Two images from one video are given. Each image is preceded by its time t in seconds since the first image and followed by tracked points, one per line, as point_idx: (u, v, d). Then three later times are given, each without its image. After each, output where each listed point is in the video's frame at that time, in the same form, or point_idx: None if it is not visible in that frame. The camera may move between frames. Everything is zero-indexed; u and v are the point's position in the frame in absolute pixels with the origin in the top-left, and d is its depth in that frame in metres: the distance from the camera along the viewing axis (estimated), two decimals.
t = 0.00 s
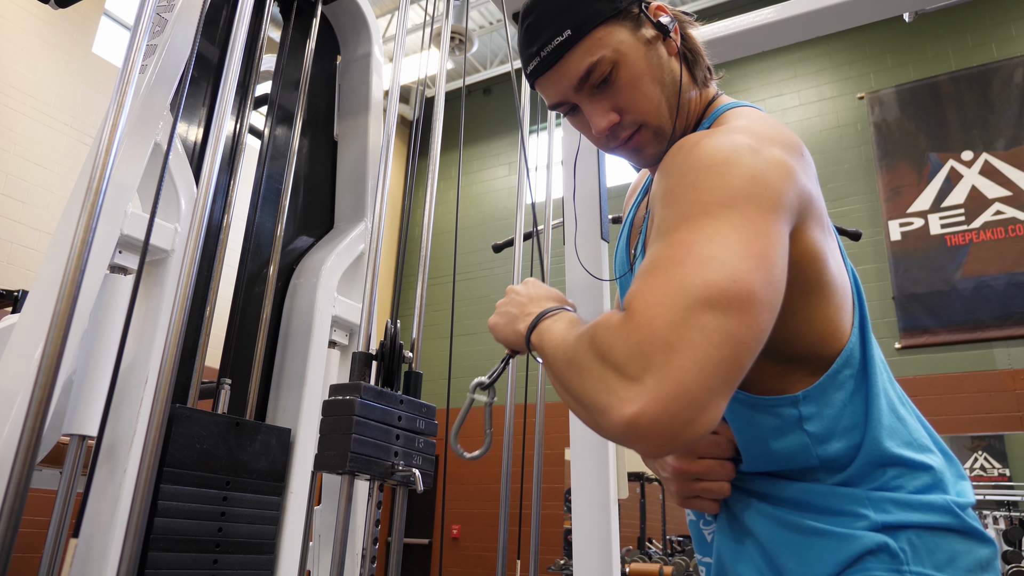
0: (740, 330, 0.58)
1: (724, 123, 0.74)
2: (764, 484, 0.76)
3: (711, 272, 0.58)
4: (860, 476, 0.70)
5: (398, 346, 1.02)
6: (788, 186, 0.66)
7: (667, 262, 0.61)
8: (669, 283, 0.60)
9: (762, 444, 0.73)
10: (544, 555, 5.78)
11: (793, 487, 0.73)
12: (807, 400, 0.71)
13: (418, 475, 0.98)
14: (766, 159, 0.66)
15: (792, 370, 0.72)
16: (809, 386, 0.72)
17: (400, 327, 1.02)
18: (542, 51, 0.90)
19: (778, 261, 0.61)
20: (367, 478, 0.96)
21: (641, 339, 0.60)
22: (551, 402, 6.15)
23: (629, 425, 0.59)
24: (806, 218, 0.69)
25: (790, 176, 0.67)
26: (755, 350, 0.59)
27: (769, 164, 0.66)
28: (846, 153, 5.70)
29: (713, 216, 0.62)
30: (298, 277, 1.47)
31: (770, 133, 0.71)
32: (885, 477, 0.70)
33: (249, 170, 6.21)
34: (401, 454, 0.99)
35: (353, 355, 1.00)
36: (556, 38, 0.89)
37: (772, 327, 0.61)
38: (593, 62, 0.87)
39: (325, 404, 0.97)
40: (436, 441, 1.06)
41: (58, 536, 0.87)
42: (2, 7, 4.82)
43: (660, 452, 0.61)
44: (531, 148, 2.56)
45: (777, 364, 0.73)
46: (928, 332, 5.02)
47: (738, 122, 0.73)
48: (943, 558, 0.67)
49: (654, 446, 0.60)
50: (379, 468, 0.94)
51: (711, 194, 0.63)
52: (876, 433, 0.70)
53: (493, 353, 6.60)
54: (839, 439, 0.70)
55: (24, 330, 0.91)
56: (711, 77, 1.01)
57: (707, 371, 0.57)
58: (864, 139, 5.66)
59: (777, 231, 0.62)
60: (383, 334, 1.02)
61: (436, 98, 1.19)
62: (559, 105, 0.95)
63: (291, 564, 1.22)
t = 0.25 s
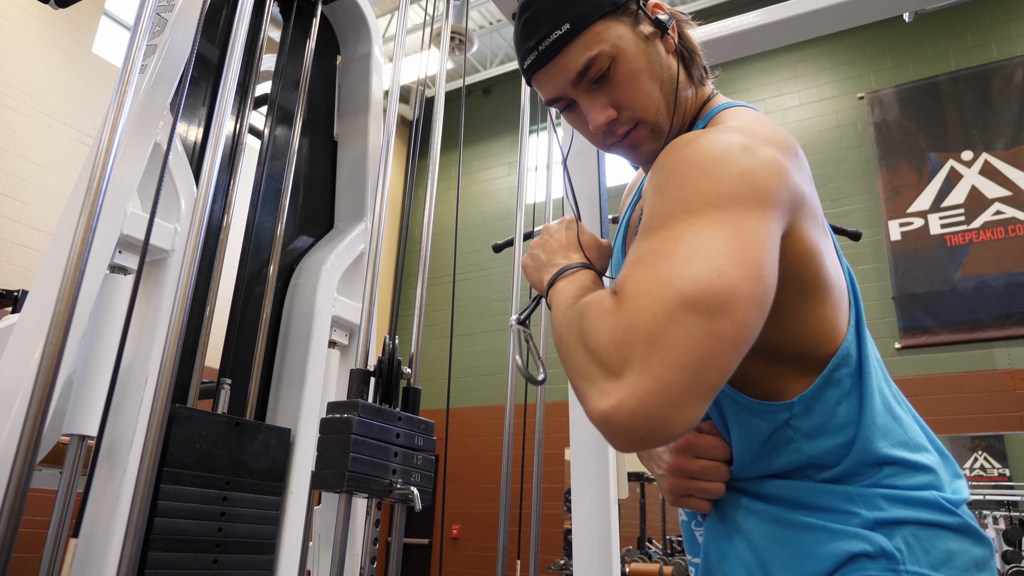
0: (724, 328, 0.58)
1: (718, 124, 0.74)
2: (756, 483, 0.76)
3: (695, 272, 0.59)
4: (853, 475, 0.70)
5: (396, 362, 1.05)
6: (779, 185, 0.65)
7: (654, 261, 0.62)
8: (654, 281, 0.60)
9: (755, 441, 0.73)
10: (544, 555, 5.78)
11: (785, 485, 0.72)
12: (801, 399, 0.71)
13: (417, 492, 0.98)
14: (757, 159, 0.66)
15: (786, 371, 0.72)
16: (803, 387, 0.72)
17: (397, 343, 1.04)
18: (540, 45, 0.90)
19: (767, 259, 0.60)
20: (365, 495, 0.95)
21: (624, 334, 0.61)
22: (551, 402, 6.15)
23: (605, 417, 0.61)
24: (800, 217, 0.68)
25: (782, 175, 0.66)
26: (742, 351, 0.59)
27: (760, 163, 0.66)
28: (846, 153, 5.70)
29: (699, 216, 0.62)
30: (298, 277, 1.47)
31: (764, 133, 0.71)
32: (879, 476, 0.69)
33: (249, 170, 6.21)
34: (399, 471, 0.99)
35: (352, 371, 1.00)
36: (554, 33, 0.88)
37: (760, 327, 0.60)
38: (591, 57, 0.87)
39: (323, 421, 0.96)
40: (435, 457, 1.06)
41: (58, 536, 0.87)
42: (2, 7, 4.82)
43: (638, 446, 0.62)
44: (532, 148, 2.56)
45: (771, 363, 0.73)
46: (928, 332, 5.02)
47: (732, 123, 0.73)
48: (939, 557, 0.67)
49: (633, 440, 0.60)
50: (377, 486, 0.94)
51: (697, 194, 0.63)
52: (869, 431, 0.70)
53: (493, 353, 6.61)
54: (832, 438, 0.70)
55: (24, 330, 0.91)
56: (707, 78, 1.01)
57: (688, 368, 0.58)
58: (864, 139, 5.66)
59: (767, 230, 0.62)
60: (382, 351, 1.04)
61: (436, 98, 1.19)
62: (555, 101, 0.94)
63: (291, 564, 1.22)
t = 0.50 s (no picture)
0: (718, 328, 0.58)
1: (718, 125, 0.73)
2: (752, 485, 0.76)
3: (687, 274, 0.59)
4: (850, 475, 0.70)
5: (397, 364, 1.05)
6: (776, 186, 0.65)
7: (648, 262, 0.62)
8: (646, 282, 0.60)
9: (751, 440, 0.73)
10: (544, 555, 5.78)
11: (782, 485, 0.72)
12: (797, 399, 0.71)
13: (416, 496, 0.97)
14: (755, 158, 0.66)
15: (783, 371, 0.72)
16: (801, 387, 0.72)
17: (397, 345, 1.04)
18: (545, 39, 0.90)
19: (762, 260, 0.60)
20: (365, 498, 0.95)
21: (615, 333, 0.61)
22: (551, 402, 6.14)
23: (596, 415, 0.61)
24: (799, 217, 0.68)
25: (779, 175, 0.66)
26: (735, 351, 0.59)
27: (758, 164, 0.65)
28: (846, 154, 5.70)
29: (693, 217, 0.62)
30: (298, 277, 1.47)
31: (762, 133, 0.70)
32: (875, 475, 0.69)
33: (249, 171, 6.22)
34: (398, 474, 0.98)
35: (351, 375, 0.99)
36: (558, 27, 0.88)
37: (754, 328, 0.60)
38: (594, 52, 0.87)
39: (322, 424, 0.96)
40: (435, 459, 1.06)
41: (58, 536, 0.87)
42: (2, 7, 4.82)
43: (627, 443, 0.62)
44: (533, 148, 2.56)
45: (768, 364, 0.73)
46: (928, 332, 5.02)
47: (732, 123, 0.72)
48: (937, 558, 0.66)
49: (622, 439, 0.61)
50: (376, 489, 0.94)
51: (692, 195, 0.63)
52: (866, 431, 0.70)
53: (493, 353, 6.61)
54: (830, 437, 0.70)
55: (24, 330, 0.91)
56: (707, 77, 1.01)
57: (677, 367, 0.58)
58: (864, 139, 5.66)
59: (763, 231, 0.62)
60: (382, 353, 1.04)
61: (437, 98, 1.19)
62: (556, 94, 0.94)
63: (291, 564, 1.22)
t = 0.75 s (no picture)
0: (740, 328, 0.58)
1: (715, 126, 0.73)
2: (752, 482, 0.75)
3: (709, 275, 0.58)
4: (851, 470, 0.70)
5: (400, 341, 0.98)
6: (780, 183, 0.66)
7: (662, 266, 0.61)
8: (666, 288, 0.60)
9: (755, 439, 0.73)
10: (544, 555, 5.77)
11: (783, 482, 0.72)
12: (798, 394, 0.71)
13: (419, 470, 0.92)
14: (758, 157, 0.66)
15: (787, 365, 0.72)
16: (802, 382, 0.72)
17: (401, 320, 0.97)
18: (546, 32, 0.90)
19: (776, 257, 0.61)
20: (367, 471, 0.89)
21: (641, 349, 0.59)
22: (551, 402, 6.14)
23: (641, 433, 0.58)
24: (801, 215, 0.69)
25: (783, 173, 0.67)
26: (757, 349, 0.59)
27: (761, 162, 0.66)
28: (846, 154, 5.70)
29: (707, 219, 0.62)
30: (298, 277, 1.47)
31: (760, 132, 0.71)
32: (876, 471, 0.69)
33: (249, 170, 6.22)
34: (401, 449, 0.92)
35: (353, 352, 0.93)
36: (559, 19, 0.89)
37: (772, 324, 0.61)
38: (595, 44, 0.87)
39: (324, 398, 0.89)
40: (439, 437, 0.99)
41: (58, 536, 0.87)
42: (2, 7, 4.82)
43: (670, 459, 0.59)
44: (533, 148, 2.56)
45: (773, 358, 0.72)
46: (928, 332, 5.02)
47: (729, 124, 0.72)
48: (938, 554, 0.67)
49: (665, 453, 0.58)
50: (379, 463, 0.87)
51: (705, 198, 0.63)
52: (867, 426, 0.70)
53: (493, 353, 6.61)
54: (829, 432, 0.70)
55: (24, 330, 0.91)
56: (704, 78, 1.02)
57: (712, 368, 0.57)
58: (864, 139, 5.66)
59: (773, 231, 0.62)
60: (383, 329, 0.98)
61: (437, 98, 1.19)
62: (555, 87, 0.94)
63: (291, 564, 1.22)
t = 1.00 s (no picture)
0: (782, 314, 0.55)
1: (721, 128, 0.72)
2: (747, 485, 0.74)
3: (749, 266, 0.55)
4: (851, 468, 0.70)
5: (408, 260, 0.97)
6: (796, 178, 0.64)
7: (696, 269, 0.58)
8: (704, 287, 0.56)
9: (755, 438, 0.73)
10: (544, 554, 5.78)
11: (782, 483, 0.72)
12: (798, 390, 0.71)
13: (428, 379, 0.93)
14: (771, 155, 0.65)
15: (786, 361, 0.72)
16: (801, 379, 0.72)
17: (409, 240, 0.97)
18: (559, 18, 0.90)
19: (804, 248, 0.60)
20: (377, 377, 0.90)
21: (693, 365, 0.54)
22: (551, 402, 6.15)
23: (707, 440, 0.51)
24: (808, 215, 0.68)
25: (797, 169, 0.66)
26: (797, 334, 0.57)
27: (775, 158, 0.64)
28: (846, 154, 5.70)
29: (736, 214, 0.59)
30: (298, 277, 1.47)
31: (766, 131, 0.70)
32: (875, 468, 0.70)
33: (249, 170, 6.22)
34: (411, 357, 0.93)
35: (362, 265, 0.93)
36: (573, 6, 0.89)
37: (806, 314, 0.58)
38: (607, 33, 0.87)
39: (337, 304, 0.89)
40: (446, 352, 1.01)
41: (58, 535, 0.87)
42: (2, 7, 4.82)
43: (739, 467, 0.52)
44: (532, 148, 2.57)
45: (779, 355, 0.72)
46: (928, 332, 5.03)
47: (734, 125, 0.71)
48: (939, 551, 0.67)
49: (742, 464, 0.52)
50: (390, 369, 0.88)
51: (731, 195, 0.60)
52: (866, 423, 0.70)
53: (493, 353, 6.62)
54: (828, 429, 0.70)
55: (24, 329, 0.91)
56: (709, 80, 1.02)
57: (766, 359, 0.53)
58: (864, 139, 5.66)
59: (798, 223, 0.61)
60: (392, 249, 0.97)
61: (437, 98, 1.19)
62: (563, 74, 0.94)
63: (291, 564, 1.22)
